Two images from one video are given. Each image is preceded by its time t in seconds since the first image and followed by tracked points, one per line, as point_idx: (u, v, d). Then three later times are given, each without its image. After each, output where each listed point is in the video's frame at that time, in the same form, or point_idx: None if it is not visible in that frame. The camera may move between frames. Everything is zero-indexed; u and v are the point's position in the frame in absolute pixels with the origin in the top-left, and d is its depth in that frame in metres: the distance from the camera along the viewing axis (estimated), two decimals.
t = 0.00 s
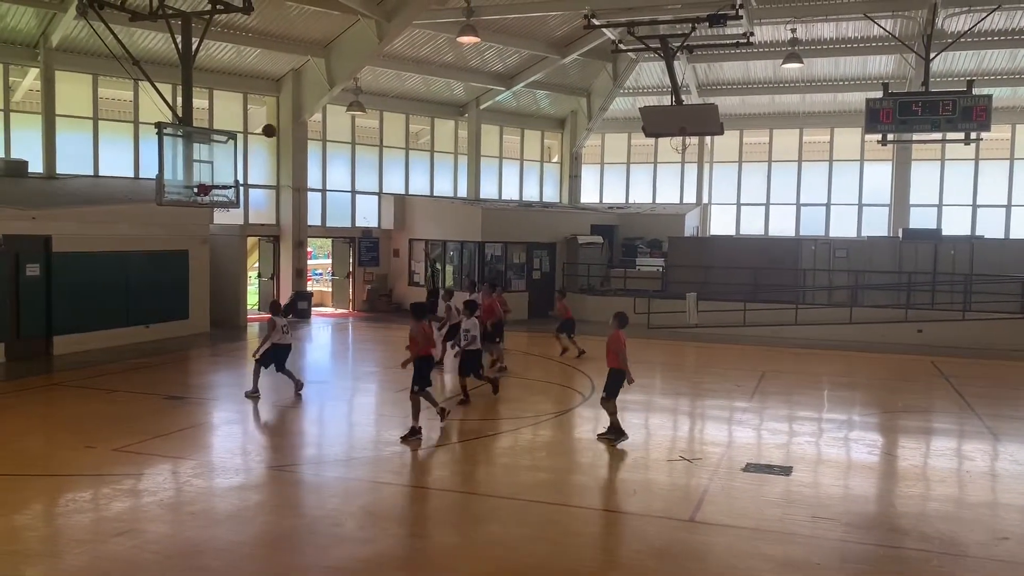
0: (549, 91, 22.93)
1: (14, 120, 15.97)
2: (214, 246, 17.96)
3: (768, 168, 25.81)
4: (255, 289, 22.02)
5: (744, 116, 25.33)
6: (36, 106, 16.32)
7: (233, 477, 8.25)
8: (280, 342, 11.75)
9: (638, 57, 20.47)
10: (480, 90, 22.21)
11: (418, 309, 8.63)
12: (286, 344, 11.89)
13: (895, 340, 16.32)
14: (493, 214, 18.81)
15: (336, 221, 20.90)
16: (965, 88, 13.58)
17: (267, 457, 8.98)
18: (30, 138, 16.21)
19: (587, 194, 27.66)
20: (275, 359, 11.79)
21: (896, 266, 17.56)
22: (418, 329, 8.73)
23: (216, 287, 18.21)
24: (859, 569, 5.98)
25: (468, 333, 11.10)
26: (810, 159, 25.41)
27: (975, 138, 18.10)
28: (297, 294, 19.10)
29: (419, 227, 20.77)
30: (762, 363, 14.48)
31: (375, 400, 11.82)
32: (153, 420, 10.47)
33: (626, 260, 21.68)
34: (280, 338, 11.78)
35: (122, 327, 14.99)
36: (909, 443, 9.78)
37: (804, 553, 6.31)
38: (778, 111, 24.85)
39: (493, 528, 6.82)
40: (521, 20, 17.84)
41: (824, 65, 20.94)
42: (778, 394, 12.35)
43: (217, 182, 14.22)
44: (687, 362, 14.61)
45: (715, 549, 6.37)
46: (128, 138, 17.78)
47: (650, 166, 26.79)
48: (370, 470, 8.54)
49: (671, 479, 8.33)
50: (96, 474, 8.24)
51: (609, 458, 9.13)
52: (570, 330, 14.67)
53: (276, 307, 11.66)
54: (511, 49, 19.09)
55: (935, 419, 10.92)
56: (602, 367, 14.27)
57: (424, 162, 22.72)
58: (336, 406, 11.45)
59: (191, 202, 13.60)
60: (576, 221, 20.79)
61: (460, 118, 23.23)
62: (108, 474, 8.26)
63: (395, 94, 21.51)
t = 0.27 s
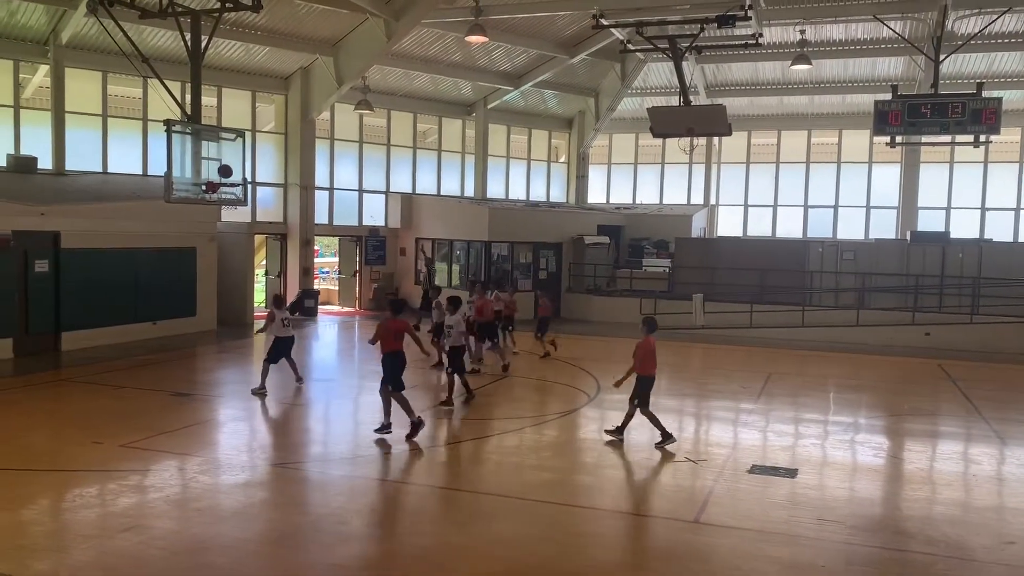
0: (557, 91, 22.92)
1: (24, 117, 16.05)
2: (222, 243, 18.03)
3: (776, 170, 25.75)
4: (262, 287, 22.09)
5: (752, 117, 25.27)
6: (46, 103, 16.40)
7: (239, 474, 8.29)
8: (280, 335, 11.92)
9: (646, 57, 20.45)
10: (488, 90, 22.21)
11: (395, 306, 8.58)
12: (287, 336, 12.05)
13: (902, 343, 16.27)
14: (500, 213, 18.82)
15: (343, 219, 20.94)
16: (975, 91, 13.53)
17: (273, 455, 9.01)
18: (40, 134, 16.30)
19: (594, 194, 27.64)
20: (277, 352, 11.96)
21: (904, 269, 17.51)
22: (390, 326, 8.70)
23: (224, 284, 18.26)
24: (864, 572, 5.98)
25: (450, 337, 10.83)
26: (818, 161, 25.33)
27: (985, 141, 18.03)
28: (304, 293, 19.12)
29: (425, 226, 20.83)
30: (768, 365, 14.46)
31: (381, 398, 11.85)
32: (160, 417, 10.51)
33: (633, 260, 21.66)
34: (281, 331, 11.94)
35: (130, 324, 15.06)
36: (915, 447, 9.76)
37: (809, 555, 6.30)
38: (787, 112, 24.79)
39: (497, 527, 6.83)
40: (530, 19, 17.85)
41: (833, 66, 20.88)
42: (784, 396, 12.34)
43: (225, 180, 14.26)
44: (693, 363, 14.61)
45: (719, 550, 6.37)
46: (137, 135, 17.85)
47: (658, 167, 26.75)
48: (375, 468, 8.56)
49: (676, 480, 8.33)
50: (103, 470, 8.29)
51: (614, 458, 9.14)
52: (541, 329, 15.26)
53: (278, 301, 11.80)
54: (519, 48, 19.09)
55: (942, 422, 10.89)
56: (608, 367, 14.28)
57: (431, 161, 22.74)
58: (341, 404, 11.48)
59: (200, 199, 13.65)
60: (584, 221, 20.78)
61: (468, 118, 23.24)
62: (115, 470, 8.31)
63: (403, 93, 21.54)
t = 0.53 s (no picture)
0: (565, 87, 22.90)
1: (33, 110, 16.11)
2: (229, 237, 18.08)
3: (784, 168, 25.69)
4: (269, 281, 22.14)
5: (761, 114, 25.21)
6: (55, 96, 16.45)
7: (245, 467, 8.33)
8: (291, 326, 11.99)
9: (655, 54, 20.42)
10: (496, 86, 22.20)
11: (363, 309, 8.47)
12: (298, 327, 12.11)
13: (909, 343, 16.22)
14: (507, 211, 18.82)
15: (350, 214, 20.98)
16: (985, 90, 13.47)
17: (279, 449, 9.03)
18: (49, 127, 16.36)
19: (601, 191, 27.63)
20: (286, 343, 12.04)
21: (911, 268, 17.45)
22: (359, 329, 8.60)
23: (230, 279, 18.31)
24: (869, 571, 5.98)
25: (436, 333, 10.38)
26: (826, 160, 25.26)
27: (994, 141, 17.97)
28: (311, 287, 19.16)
29: (432, 222, 20.76)
30: (774, 364, 14.45)
31: (386, 393, 11.87)
32: (167, 409, 10.56)
33: (640, 258, 21.65)
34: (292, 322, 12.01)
35: (137, 317, 15.11)
36: (921, 446, 9.74)
37: (814, 554, 6.30)
38: (795, 110, 24.73)
39: (503, 523, 6.85)
40: (538, 15, 17.83)
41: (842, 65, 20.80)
42: (790, 395, 12.32)
43: (233, 175, 14.29)
44: (699, 361, 14.59)
45: (723, 548, 6.38)
46: (146, 129, 17.90)
47: (665, 164, 26.71)
48: (380, 463, 8.59)
49: (681, 478, 8.33)
50: (110, 462, 8.33)
51: (620, 455, 9.14)
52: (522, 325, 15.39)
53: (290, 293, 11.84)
54: (527, 44, 19.08)
55: (949, 423, 10.86)
56: (614, 365, 14.27)
57: (439, 157, 22.75)
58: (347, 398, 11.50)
59: (208, 193, 13.67)
60: (592, 216, 20.68)
61: (475, 114, 23.24)
62: (122, 462, 8.35)
63: (411, 88, 21.53)
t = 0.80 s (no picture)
0: (572, 82, 22.87)
1: (40, 100, 16.14)
2: (234, 230, 18.10)
3: (791, 165, 25.64)
4: (274, 274, 22.18)
5: (768, 111, 25.15)
6: (62, 87, 16.47)
7: (249, 459, 8.34)
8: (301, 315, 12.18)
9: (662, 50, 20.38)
10: (503, 80, 22.17)
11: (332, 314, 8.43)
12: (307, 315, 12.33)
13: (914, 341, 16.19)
14: (513, 206, 18.84)
15: (356, 208, 21.01)
16: (993, 88, 13.42)
17: (283, 441, 9.05)
18: (56, 118, 16.38)
19: (607, 186, 27.60)
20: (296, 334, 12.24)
21: (917, 266, 17.41)
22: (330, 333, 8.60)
23: (235, 272, 18.33)
24: (873, 569, 5.97)
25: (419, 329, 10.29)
26: (832, 157, 25.20)
27: (1002, 139, 17.90)
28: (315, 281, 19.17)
29: (437, 216, 20.82)
30: (778, 361, 14.44)
31: (390, 387, 11.88)
32: (172, 401, 10.58)
33: (645, 254, 21.63)
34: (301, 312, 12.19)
35: (142, 309, 15.14)
36: (925, 444, 9.73)
37: (817, 551, 6.30)
38: (802, 107, 24.66)
39: (506, 517, 6.85)
40: (545, 10, 17.79)
41: (850, 61, 20.73)
42: (794, 392, 12.31)
43: (238, 167, 14.29)
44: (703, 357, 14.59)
45: (726, 544, 6.37)
46: (152, 121, 17.92)
47: (671, 160, 26.67)
48: (384, 456, 8.59)
49: (684, 474, 8.33)
50: (114, 452, 8.35)
51: (623, 451, 9.14)
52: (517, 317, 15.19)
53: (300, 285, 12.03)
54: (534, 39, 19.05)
55: (953, 421, 10.84)
56: (618, 360, 14.27)
57: (444, 151, 22.74)
58: (351, 391, 11.52)
59: (213, 185, 13.67)
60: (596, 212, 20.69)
61: (481, 108, 23.22)
62: (126, 453, 8.37)
63: (417, 82, 21.52)
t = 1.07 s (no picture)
0: (575, 77, 22.84)
1: (43, 91, 16.13)
2: (236, 222, 18.10)
3: (793, 161, 25.61)
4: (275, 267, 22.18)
5: (771, 107, 25.12)
6: (64, 78, 16.46)
7: (249, 451, 8.36)
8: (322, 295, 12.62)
9: (665, 45, 20.35)
10: (505, 74, 22.13)
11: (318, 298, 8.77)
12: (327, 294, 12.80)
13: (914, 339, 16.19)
14: (515, 200, 18.83)
15: (357, 201, 21.01)
16: (997, 86, 13.39)
17: (284, 433, 9.05)
18: (58, 109, 16.38)
19: (609, 181, 27.58)
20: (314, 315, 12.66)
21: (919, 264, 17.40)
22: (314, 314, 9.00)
23: (236, 265, 18.34)
24: (872, 566, 5.97)
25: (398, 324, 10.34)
26: (835, 154, 25.17)
27: (1005, 137, 17.87)
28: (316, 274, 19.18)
29: (439, 210, 20.76)
30: (778, 357, 14.44)
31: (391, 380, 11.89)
32: (173, 392, 10.59)
33: (647, 249, 21.62)
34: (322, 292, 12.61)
35: (143, 300, 15.15)
36: (925, 442, 9.73)
37: (816, 547, 6.30)
38: (806, 104, 24.62)
39: (506, 511, 6.86)
40: (549, 4, 17.75)
41: (854, 58, 20.69)
42: (794, 388, 12.31)
43: (241, 159, 14.28)
44: (704, 353, 14.59)
45: (726, 540, 6.38)
46: (154, 113, 17.91)
47: (674, 156, 26.65)
48: (385, 449, 8.60)
49: (684, 469, 8.34)
50: (115, 443, 8.36)
51: (623, 446, 9.15)
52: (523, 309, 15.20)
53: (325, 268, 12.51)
54: (537, 33, 19.02)
55: (954, 419, 10.84)
56: (618, 355, 14.27)
57: (447, 145, 22.73)
58: (351, 384, 11.54)
59: (215, 177, 13.66)
60: (597, 207, 20.81)
61: (484, 102, 23.20)
62: (127, 444, 8.38)
63: (420, 75, 21.49)
